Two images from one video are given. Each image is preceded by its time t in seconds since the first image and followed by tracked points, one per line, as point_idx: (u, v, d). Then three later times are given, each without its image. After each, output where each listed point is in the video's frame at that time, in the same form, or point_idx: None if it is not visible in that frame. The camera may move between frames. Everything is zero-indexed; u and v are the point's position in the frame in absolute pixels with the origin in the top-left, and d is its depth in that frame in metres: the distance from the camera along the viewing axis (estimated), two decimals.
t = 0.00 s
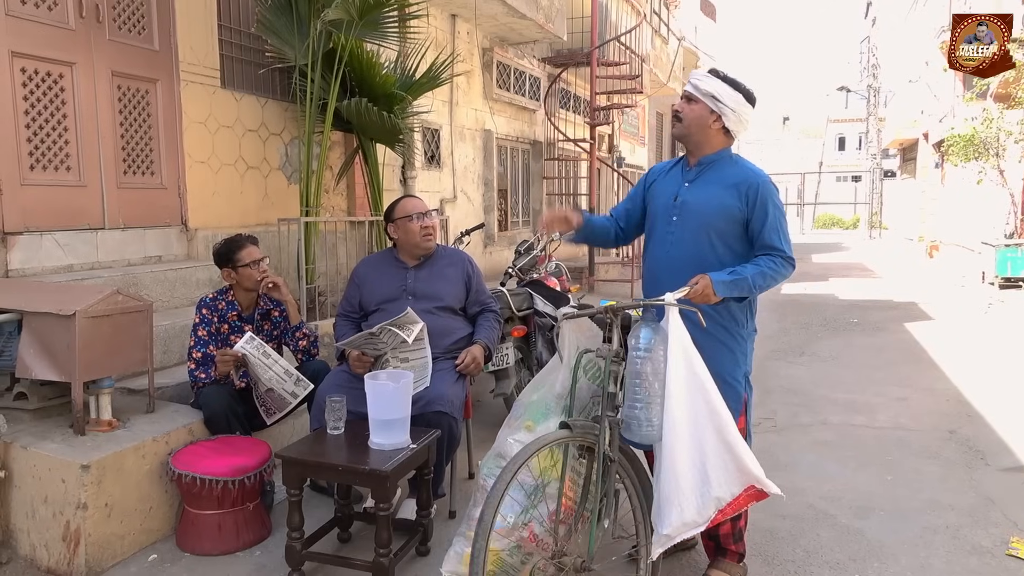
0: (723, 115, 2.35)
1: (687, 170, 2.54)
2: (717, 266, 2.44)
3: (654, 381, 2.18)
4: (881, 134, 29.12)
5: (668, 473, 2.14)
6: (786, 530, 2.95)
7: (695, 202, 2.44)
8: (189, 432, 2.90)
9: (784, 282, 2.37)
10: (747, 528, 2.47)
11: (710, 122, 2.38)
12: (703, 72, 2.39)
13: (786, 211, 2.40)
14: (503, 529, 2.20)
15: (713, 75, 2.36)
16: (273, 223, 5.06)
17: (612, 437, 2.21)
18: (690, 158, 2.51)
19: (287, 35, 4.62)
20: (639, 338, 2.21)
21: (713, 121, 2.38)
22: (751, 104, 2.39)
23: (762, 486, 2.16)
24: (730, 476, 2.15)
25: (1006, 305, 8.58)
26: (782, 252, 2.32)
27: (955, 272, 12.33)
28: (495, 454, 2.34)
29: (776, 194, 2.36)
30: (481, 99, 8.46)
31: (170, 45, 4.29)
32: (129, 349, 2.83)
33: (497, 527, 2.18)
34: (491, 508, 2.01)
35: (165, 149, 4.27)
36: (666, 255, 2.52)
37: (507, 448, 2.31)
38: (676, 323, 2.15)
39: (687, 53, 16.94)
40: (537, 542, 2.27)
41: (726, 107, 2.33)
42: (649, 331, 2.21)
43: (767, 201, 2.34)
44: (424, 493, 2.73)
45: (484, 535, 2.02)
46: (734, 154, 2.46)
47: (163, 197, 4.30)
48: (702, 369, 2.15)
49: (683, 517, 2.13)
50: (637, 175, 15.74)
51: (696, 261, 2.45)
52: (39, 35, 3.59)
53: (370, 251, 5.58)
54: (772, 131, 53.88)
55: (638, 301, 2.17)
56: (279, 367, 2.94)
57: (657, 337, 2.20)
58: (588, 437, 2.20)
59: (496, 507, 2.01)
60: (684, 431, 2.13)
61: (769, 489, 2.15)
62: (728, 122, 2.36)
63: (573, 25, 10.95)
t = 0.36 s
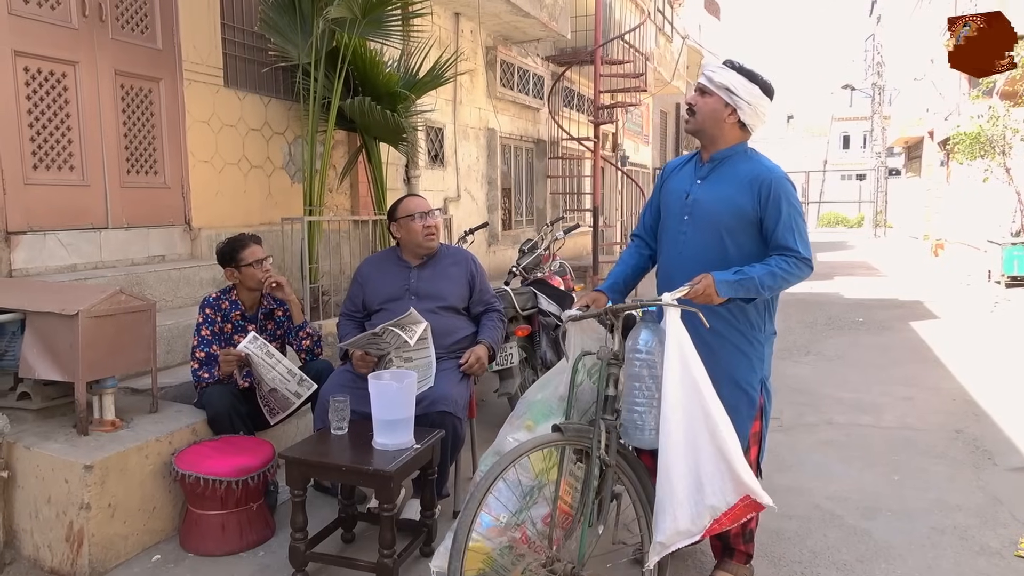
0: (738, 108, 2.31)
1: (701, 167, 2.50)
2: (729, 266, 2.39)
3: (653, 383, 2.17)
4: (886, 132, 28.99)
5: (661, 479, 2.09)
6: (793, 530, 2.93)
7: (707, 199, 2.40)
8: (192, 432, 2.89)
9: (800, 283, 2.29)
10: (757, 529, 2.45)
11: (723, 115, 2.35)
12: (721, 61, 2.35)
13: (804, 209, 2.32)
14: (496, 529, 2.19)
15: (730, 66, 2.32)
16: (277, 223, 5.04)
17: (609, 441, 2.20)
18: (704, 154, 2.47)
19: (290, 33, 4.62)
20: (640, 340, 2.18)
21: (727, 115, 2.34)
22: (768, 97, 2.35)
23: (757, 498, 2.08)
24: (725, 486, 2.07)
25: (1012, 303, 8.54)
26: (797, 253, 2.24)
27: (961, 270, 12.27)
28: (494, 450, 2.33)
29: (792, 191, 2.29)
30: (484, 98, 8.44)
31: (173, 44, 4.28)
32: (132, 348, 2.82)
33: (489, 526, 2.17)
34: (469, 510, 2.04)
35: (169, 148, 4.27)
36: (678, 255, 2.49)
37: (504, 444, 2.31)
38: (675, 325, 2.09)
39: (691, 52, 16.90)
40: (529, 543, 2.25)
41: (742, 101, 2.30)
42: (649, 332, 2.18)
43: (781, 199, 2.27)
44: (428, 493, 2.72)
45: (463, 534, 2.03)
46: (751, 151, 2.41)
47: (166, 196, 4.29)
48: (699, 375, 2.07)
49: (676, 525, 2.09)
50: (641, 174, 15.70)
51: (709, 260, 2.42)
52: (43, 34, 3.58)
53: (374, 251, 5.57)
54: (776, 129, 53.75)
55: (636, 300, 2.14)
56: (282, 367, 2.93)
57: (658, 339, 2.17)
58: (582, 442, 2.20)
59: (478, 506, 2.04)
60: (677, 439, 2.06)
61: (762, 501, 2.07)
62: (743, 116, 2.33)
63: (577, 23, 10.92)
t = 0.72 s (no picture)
0: (734, 109, 2.19)
1: (697, 166, 2.37)
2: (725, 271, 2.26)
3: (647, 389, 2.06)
4: (889, 131, 28.93)
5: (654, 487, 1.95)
6: (804, 533, 2.90)
7: (702, 202, 2.27)
8: (198, 436, 2.87)
9: (799, 287, 2.16)
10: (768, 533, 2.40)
11: (719, 117, 2.23)
12: (715, 60, 2.22)
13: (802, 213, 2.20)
14: (490, 541, 2.22)
15: (725, 65, 2.19)
16: (281, 224, 5.03)
17: (603, 450, 2.12)
18: (699, 154, 2.34)
19: (294, 33, 4.61)
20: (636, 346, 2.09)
21: (723, 116, 2.22)
22: (766, 97, 2.23)
23: (752, 512, 1.94)
24: (719, 499, 1.94)
25: (1018, 303, 8.51)
26: (796, 257, 2.11)
27: (966, 270, 12.22)
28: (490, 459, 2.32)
29: (790, 195, 2.17)
30: (488, 98, 8.41)
31: (177, 45, 4.27)
32: (137, 351, 2.80)
33: (483, 538, 2.19)
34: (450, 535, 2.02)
35: (173, 150, 4.25)
36: (672, 260, 2.36)
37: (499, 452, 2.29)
38: (671, 329, 1.98)
39: (694, 51, 16.87)
40: (525, 554, 2.27)
41: (738, 101, 2.17)
42: (645, 338, 2.09)
43: (778, 202, 2.14)
44: (435, 497, 2.70)
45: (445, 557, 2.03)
46: (749, 152, 2.28)
47: (170, 198, 4.27)
48: (696, 380, 1.95)
49: (667, 537, 1.95)
50: (644, 174, 15.67)
51: (705, 265, 2.29)
52: (47, 35, 3.56)
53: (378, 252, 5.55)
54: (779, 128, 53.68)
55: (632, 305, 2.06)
56: (289, 370, 2.91)
57: (654, 345, 2.08)
58: (574, 451, 2.14)
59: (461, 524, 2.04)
60: (672, 446, 1.94)
61: (756, 514, 1.94)
62: (740, 117, 2.20)
63: (580, 23, 10.90)
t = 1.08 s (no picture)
0: (705, 107, 2.08)
1: (672, 167, 2.28)
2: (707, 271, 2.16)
3: (636, 395, 1.97)
4: (887, 129, 28.96)
5: (648, 495, 1.88)
6: (811, 533, 2.89)
7: (678, 203, 2.17)
8: (202, 440, 2.85)
9: (784, 284, 2.06)
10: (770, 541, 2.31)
11: (692, 116, 2.13)
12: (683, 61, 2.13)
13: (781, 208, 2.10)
14: (478, 551, 2.19)
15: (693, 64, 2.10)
16: (282, 226, 5.01)
17: (590, 458, 2.04)
18: (674, 155, 2.25)
19: (294, 34, 4.59)
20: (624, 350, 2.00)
21: (696, 114, 2.12)
22: (739, 95, 2.12)
23: (751, 519, 1.87)
24: (715, 505, 1.87)
25: (1019, 300, 8.50)
26: (778, 251, 2.01)
27: (966, 267, 12.22)
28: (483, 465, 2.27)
29: (766, 190, 2.07)
30: (487, 98, 8.40)
31: (176, 47, 4.25)
32: (140, 355, 2.78)
33: (472, 548, 2.18)
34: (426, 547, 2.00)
35: (173, 152, 4.24)
36: (653, 263, 2.25)
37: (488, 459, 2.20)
38: (659, 332, 1.91)
39: (692, 51, 16.86)
40: (516, 565, 2.23)
41: (708, 100, 2.07)
42: (633, 341, 2.00)
43: (755, 197, 2.05)
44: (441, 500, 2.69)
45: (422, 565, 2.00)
46: (724, 150, 2.19)
47: (171, 200, 4.25)
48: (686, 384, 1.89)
49: (663, 547, 1.87)
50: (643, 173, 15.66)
51: (687, 266, 2.18)
52: (46, 38, 3.55)
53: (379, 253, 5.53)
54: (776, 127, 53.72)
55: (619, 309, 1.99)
56: (293, 373, 2.90)
57: (642, 349, 2.00)
58: (559, 459, 2.08)
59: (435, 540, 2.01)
60: (665, 452, 1.87)
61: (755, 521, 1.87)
62: (712, 115, 2.09)
63: (578, 23, 10.90)
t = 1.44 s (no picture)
0: (700, 103, 2.03)
1: (668, 166, 2.22)
2: (704, 273, 2.09)
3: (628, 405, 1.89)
4: (883, 128, 29.00)
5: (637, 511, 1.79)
6: (817, 534, 2.88)
7: (674, 201, 2.11)
8: (204, 442, 2.84)
9: (786, 284, 1.96)
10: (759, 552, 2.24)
11: (687, 112, 2.07)
12: (677, 55, 2.08)
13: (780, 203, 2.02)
14: (464, 558, 2.15)
15: (687, 58, 2.05)
16: (282, 227, 4.99)
17: (577, 466, 1.96)
18: (671, 153, 2.19)
19: (293, 34, 4.57)
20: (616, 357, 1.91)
21: (690, 111, 2.07)
22: (735, 90, 2.07)
23: (741, 539, 1.79)
24: (705, 524, 1.78)
25: (1018, 298, 8.50)
26: (779, 249, 1.92)
27: (964, 266, 12.23)
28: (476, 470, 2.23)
29: (764, 185, 2.00)
30: (486, 99, 8.39)
31: (176, 47, 4.23)
32: (142, 357, 2.77)
33: (458, 555, 2.15)
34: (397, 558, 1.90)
35: (172, 152, 4.21)
36: (649, 265, 2.19)
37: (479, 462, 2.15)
38: (652, 340, 1.81)
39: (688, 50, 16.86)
40: None
41: (703, 95, 2.02)
42: (627, 348, 1.91)
43: (751, 193, 1.97)
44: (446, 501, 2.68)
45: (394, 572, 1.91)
46: (720, 147, 2.13)
47: (171, 201, 4.23)
48: (679, 394, 1.79)
49: (650, 565, 1.79)
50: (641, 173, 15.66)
51: (684, 267, 2.11)
52: (45, 38, 3.53)
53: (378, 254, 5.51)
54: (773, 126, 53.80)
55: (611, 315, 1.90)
56: (296, 374, 2.88)
57: (636, 356, 1.90)
58: (545, 468, 1.99)
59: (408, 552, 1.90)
60: (655, 467, 1.77)
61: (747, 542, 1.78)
62: (707, 112, 2.04)
63: (577, 23, 10.90)
